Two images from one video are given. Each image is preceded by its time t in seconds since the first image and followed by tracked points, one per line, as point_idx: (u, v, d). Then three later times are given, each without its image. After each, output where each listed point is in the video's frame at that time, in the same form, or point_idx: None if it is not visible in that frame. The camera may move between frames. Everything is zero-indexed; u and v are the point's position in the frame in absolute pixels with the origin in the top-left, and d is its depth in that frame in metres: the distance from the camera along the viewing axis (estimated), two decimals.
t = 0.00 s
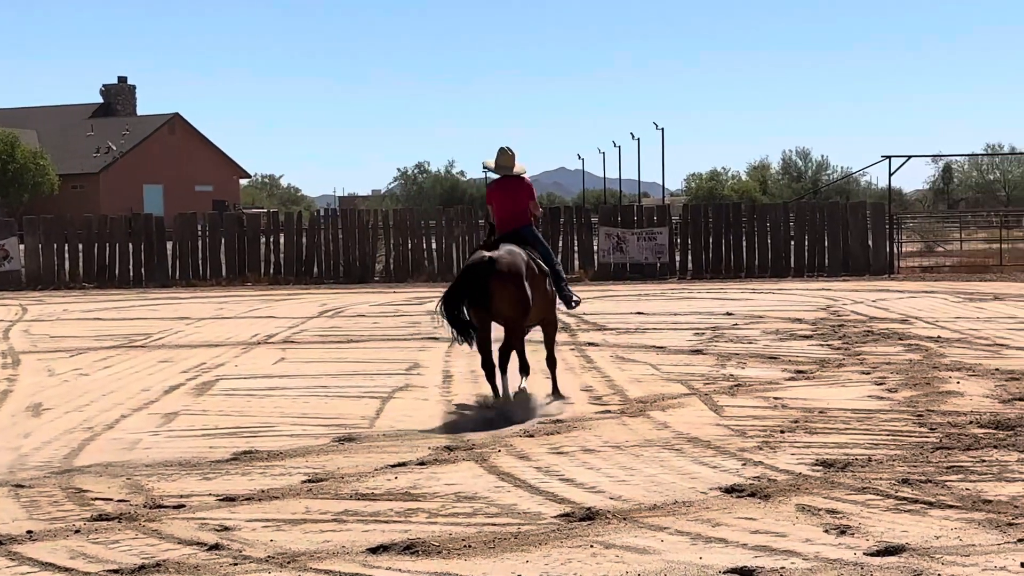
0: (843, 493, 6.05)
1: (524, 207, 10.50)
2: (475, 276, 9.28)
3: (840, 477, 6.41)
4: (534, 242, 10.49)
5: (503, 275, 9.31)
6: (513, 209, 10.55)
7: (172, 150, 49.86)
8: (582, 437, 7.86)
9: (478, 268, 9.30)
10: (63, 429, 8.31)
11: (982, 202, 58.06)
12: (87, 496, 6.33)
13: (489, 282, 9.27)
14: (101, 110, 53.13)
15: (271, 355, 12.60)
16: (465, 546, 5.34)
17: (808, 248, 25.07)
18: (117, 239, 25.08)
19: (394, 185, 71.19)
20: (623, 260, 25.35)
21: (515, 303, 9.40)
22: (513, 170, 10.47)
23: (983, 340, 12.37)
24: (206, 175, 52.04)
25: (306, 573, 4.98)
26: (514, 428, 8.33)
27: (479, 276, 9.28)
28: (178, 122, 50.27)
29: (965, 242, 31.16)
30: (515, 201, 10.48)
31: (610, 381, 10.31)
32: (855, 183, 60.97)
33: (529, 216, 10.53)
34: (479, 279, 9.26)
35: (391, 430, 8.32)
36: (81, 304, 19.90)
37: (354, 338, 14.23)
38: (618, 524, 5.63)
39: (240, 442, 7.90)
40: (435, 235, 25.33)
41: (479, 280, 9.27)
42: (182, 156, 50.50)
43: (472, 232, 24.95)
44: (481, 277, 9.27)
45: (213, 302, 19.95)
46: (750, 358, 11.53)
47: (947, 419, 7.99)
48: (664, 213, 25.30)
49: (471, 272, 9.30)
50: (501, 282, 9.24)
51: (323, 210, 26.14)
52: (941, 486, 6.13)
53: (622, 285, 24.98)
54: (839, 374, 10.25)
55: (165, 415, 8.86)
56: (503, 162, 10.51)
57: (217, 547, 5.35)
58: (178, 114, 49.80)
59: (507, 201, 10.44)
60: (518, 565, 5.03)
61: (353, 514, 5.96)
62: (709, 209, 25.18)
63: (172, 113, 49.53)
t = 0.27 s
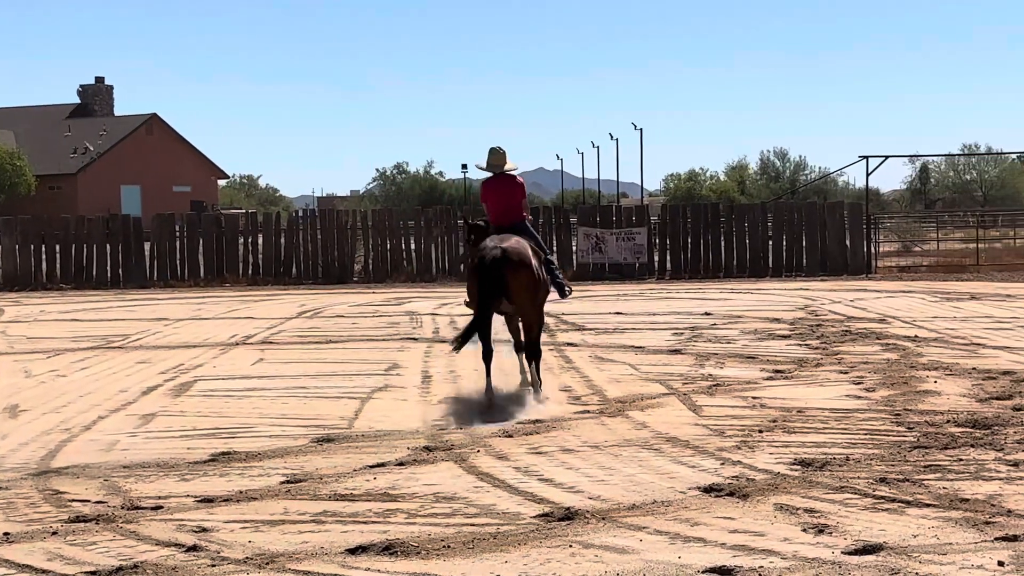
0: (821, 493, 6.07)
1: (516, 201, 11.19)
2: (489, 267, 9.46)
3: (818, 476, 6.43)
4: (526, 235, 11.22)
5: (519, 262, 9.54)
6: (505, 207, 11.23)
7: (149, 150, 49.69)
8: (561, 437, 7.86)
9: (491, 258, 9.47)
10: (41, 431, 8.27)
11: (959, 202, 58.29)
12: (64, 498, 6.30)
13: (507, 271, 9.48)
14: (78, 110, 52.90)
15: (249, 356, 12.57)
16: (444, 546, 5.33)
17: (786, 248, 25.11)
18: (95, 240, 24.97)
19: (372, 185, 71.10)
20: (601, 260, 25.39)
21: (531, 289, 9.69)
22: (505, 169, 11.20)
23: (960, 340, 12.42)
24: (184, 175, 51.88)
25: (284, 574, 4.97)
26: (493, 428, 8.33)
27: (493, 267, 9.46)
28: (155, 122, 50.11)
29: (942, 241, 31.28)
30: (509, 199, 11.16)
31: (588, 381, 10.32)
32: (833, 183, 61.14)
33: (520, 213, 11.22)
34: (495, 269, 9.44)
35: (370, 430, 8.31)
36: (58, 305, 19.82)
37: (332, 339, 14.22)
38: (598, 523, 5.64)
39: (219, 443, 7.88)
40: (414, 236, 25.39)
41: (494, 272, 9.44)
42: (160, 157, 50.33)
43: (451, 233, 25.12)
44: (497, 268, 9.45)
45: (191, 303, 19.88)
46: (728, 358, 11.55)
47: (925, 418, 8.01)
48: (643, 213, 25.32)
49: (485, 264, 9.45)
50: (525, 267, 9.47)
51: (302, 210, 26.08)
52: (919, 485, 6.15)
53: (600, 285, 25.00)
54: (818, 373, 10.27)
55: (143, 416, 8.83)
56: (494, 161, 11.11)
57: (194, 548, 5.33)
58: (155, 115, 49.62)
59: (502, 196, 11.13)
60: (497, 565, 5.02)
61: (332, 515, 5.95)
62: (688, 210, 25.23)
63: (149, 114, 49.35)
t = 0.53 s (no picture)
0: (810, 492, 6.08)
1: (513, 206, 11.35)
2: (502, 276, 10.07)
3: (807, 476, 6.44)
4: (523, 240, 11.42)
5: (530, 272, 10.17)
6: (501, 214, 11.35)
7: (137, 150, 49.58)
8: (550, 437, 7.86)
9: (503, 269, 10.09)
10: (29, 431, 8.25)
11: (947, 202, 58.37)
12: (52, 498, 6.29)
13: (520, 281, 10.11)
14: (66, 110, 52.75)
15: (238, 356, 12.56)
16: (433, 546, 5.34)
17: (775, 248, 25.14)
18: (83, 240, 24.90)
19: (362, 185, 71.02)
20: (591, 260, 25.41)
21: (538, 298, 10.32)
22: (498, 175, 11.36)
23: (948, 339, 12.44)
24: (172, 175, 51.78)
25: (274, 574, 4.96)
26: (482, 428, 8.33)
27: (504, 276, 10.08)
28: (143, 122, 49.99)
29: (930, 241, 31.33)
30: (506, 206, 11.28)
31: (579, 381, 10.32)
32: (821, 182, 61.25)
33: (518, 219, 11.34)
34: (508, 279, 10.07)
35: (359, 430, 8.30)
36: (46, 305, 19.78)
37: (321, 338, 14.21)
38: (586, 523, 5.64)
39: (207, 443, 7.87)
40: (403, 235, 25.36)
41: (507, 280, 10.07)
42: (148, 157, 50.22)
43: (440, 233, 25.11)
44: (508, 277, 10.08)
45: (179, 303, 19.83)
46: (717, 357, 11.56)
47: (913, 417, 8.03)
48: (631, 213, 25.37)
49: (498, 273, 10.07)
50: (535, 277, 10.08)
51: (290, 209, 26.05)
52: (907, 484, 6.16)
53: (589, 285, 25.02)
54: (806, 373, 10.29)
55: (132, 416, 8.82)
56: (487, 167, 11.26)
57: (183, 548, 5.32)
58: (144, 114, 49.49)
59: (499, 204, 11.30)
60: (486, 565, 5.02)
61: (321, 515, 5.95)
62: (676, 210, 25.23)
63: (137, 114, 49.19)
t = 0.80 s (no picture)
0: (807, 492, 6.08)
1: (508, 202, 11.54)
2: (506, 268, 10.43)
3: (804, 476, 6.44)
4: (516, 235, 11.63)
5: (530, 266, 10.56)
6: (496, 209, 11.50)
7: (134, 150, 49.54)
8: (548, 437, 7.87)
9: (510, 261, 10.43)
10: (26, 432, 8.24)
11: (943, 202, 58.49)
12: (50, 498, 6.28)
13: (524, 273, 10.48)
14: (64, 110, 52.70)
15: (235, 356, 12.56)
16: (430, 546, 5.34)
17: (772, 249, 25.15)
18: (80, 240, 24.86)
19: (359, 185, 71.01)
20: (588, 260, 25.41)
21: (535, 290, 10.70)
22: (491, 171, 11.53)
23: (944, 340, 12.46)
24: (169, 176, 51.76)
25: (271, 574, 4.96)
26: (479, 428, 8.33)
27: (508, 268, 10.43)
28: (141, 122, 49.98)
29: (926, 242, 31.36)
30: (501, 201, 11.42)
31: (576, 381, 10.32)
32: (818, 183, 61.47)
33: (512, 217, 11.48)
34: (513, 271, 10.43)
35: (356, 431, 8.29)
36: (43, 305, 19.78)
37: (318, 339, 14.21)
38: (583, 524, 5.64)
39: (204, 443, 7.86)
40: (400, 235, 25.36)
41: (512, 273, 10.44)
42: (145, 157, 50.19)
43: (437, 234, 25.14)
44: (513, 269, 10.43)
45: (177, 303, 19.82)
46: (714, 358, 11.57)
47: (910, 418, 8.04)
48: (628, 213, 25.38)
49: (503, 267, 10.43)
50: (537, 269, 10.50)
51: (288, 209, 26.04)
52: (904, 484, 6.16)
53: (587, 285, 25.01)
54: (803, 373, 10.31)
55: (129, 416, 8.81)
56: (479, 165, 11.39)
57: (181, 548, 5.32)
58: (141, 114, 49.45)
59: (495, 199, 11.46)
60: (483, 566, 5.02)
61: (318, 515, 5.95)
62: (673, 210, 25.24)
63: (134, 114, 49.12)
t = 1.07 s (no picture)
0: (812, 493, 6.08)
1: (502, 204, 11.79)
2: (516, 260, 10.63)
3: (809, 476, 6.44)
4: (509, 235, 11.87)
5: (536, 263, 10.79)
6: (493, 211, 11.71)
7: (139, 150, 49.56)
8: (553, 437, 7.87)
9: (518, 256, 10.63)
10: (31, 431, 8.24)
11: (948, 203, 58.51)
12: (55, 497, 6.29)
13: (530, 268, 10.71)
14: (68, 109, 52.72)
15: (239, 356, 12.57)
16: (435, 546, 5.34)
17: (776, 249, 25.14)
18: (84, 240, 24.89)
19: (363, 185, 71.04)
20: (592, 261, 25.39)
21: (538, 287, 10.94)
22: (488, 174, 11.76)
23: (949, 341, 12.45)
24: (174, 175, 51.79)
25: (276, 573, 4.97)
26: (484, 429, 8.32)
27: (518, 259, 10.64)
28: (145, 122, 49.99)
29: (931, 242, 31.35)
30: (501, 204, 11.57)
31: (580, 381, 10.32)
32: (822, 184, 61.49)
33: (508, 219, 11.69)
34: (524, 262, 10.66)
35: (360, 431, 8.30)
36: (48, 304, 19.81)
37: (322, 339, 14.21)
38: (588, 524, 5.64)
39: (209, 442, 7.87)
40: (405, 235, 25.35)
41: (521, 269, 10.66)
42: (150, 157, 50.20)
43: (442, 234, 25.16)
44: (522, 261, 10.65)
45: (181, 303, 19.82)
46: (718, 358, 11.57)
47: (915, 418, 8.03)
48: (633, 213, 25.37)
49: (513, 262, 10.64)
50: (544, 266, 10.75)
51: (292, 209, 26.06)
52: (909, 485, 6.16)
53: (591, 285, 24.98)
54: (808, 373, 10.31)
55: (134, 416, 8.82)
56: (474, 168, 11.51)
57: (186, 547, 5.33)
58: (146, 114, 49.47)
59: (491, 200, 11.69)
60: (488, 565, 5.03)
61: (323, 515, 5.95)
62: (677, 210, 25.23)
63: (139, 113, 49.13)
